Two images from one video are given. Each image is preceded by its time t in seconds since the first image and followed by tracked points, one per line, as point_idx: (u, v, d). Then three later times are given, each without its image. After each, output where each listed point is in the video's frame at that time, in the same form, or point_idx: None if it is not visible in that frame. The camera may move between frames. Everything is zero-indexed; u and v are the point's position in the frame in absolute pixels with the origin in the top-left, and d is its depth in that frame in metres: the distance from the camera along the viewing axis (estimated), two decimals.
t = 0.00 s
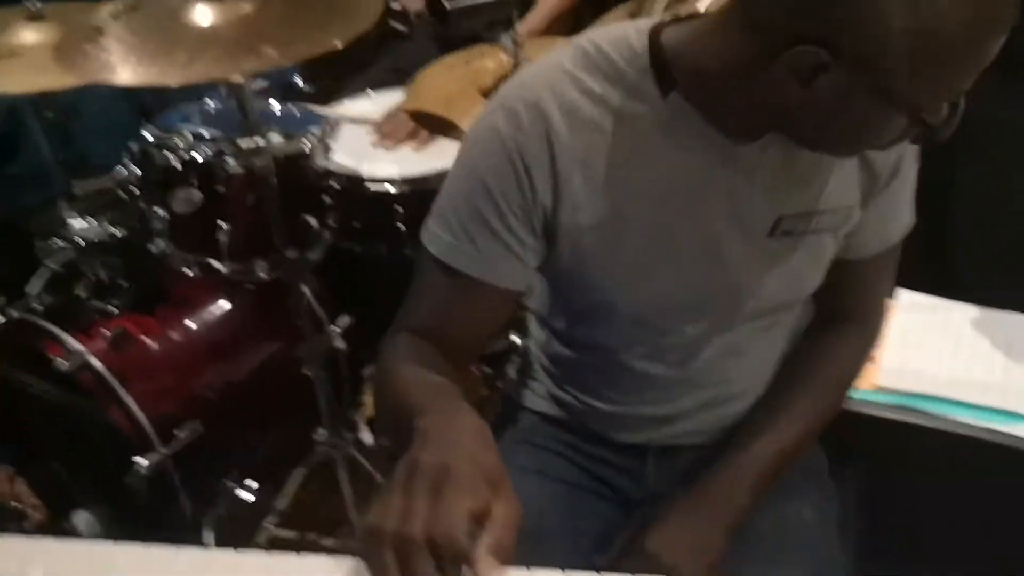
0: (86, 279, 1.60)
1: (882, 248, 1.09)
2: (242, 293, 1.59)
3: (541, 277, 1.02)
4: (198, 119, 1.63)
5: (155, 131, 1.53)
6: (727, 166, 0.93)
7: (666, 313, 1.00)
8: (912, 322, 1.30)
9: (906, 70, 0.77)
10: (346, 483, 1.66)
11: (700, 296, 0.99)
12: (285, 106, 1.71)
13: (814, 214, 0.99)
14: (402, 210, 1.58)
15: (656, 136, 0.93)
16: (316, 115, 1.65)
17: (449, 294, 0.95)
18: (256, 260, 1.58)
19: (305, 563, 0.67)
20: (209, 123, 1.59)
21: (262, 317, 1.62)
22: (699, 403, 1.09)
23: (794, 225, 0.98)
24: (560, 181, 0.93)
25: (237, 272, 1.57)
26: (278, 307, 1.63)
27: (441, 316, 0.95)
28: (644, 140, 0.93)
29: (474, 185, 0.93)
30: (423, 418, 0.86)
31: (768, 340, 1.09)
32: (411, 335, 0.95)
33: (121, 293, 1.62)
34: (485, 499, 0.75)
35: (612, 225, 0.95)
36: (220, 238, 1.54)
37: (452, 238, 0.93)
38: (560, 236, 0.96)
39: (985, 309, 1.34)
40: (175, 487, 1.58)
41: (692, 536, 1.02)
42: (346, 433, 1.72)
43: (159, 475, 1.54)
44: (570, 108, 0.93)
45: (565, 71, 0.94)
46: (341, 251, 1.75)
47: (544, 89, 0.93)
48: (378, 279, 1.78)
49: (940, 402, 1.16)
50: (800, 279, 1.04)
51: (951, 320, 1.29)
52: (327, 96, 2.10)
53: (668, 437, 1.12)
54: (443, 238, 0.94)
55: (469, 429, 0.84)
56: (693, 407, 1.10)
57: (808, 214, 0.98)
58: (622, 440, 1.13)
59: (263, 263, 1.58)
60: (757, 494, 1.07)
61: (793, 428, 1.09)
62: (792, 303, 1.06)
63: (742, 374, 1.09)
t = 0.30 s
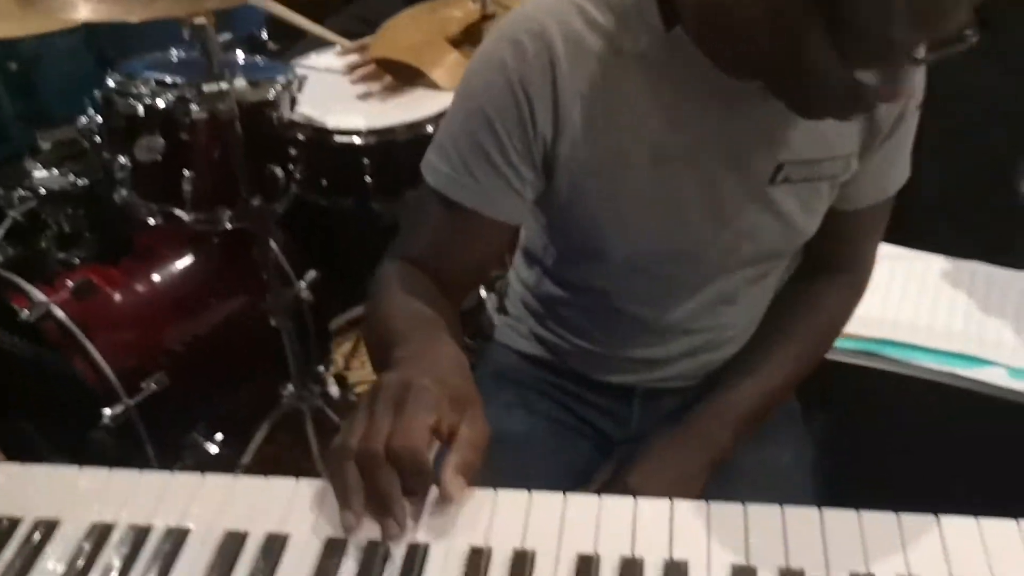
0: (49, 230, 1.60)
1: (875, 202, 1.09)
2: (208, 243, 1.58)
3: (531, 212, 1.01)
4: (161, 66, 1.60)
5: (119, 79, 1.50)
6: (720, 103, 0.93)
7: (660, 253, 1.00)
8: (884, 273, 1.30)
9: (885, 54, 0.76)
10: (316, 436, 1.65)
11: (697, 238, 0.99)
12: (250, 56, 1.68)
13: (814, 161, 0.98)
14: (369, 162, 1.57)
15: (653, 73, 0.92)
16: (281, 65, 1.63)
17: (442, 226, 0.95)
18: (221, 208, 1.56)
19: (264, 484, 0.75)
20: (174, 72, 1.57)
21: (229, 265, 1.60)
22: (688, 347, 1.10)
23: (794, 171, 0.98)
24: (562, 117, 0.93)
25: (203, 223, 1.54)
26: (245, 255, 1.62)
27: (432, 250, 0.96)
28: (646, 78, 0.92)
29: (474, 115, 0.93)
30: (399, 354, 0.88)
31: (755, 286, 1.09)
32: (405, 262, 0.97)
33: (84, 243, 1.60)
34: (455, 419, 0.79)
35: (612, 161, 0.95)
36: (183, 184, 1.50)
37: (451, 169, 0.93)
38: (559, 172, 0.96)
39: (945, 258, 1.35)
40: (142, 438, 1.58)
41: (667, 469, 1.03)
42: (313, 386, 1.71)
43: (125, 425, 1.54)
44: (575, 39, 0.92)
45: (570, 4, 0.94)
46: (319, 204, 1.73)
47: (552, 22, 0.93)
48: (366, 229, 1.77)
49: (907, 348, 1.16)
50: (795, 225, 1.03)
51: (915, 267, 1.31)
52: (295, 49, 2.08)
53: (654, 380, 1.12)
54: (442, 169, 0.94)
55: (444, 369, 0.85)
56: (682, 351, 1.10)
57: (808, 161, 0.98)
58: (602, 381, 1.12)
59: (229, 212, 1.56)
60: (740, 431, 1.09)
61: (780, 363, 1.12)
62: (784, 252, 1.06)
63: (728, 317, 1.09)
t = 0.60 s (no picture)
0: (31, 204, 1.58)
1: (868, 184, 1.06)
2: (191, 218, 1.58)
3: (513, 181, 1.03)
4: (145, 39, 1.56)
5: (100, 50, 1.49)
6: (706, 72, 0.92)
7: (640, 229, 1.00)
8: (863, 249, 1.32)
9: (840, 33, 0.77)
10: (298, 416, 1.62)
11: (678, 214, 0.99)
12: (234, 29, 1.67)
13: (800, 138, 0.97)
14: (354, 136, 1.57)
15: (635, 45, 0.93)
16: (264, 38, 1.62)
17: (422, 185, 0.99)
18: (204, 180, 1.56)
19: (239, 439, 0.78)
20: (156, 42, 1.54)
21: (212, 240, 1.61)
22: (670, 325, 1.10)
23: (779, 148, 0.97)
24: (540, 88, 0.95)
25: (186, 195, 1.55)
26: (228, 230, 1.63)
27: (414, 211, 0.99)
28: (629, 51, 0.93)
29: (459, 82, 0.96)
30: (367, 315, 0.91)
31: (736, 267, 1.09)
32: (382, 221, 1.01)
33: (67, 218, 1.61)
34: (439, 368, 0.83)
35: (591, 133, 0.96)
36: (166, 157, 1.50)
37: (435, 136, 0.97)
38: (541, 142, 0.97)
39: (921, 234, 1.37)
40: (125, 410, 1.58)
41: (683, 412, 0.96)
42: (296, 361, 1.69)
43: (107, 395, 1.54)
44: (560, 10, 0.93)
45: None
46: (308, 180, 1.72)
47: None
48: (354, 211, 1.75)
49: (880, 321, 1.18)
50: (779, 205, 1.02)
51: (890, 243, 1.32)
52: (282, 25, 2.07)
53: (637, 359, 1.12)
54: (425, 135, 0.98)
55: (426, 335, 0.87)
56: (665, 327, 1.10)
57: (794, 138, 0.97)
58: (586, 359, 1.13)
59: (212, 183, 1.56)
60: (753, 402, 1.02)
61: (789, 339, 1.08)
62: (772, 230, 1.05)
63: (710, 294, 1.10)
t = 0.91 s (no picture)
0: (35, 184, 1.60)
1: (859, 157, 0.91)
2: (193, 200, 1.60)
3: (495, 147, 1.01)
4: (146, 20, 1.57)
5: (102, 31, 1.48)
6: (697, 42, 0.89)
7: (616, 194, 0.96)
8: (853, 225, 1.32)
9: None
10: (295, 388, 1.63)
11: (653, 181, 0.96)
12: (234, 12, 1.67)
13: (755, 102, 0.91)
14: (354, 117, 1.60)
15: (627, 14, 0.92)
16: (266, 21, 1.63)
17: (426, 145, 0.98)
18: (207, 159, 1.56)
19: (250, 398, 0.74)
20: (158, 23, 1.54)
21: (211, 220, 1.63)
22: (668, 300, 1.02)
23: (736, 112, 0.92)
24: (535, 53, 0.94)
25: (188, 175, 1.55)
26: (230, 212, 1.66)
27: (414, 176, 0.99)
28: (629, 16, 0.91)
29: (439, 33, 0.96)
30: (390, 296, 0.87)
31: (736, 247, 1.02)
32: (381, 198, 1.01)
33: (71, 197, 1.62)
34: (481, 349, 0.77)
35: (564, 92, 0.95)
36: (169, 139, 1.49)
37: (424, 91, 0.97)
38: (515, 98, 0.97)
39: (912, 213, 1.38)
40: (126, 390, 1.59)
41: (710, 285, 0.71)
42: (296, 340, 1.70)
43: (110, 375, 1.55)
44: None
45: None
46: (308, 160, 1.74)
47: None
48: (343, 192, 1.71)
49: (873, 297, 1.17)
50: (754, 175, 0.96)
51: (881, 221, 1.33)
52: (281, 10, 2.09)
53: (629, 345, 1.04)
54: (416, 92, 0.97)
55: (444, 313, 0.79)
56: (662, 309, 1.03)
57: (748, 101, 0.91)
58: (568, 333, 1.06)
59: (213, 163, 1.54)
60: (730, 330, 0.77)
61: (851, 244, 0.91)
62: (754, 204, 0.99)
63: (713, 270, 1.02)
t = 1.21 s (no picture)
0: (43, 168, 1.63)
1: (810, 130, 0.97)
2: (197, 188, 1.64)
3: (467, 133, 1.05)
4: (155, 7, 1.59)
5: (111, 16, 1.50)
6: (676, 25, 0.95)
7: (577, 175, 1.03)
8: (841, 214, 1.33)
9: None
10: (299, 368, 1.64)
11: (613, 160, 1.03)
12: None
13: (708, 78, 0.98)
14: (358, 106, 1.61)
15: None
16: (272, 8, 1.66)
17: (407, 133, 1.00)
18: (214, 145, 1.56)
19: (261, 369, 0.76)
20: (167, 9, 1.57)
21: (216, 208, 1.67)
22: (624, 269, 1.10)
23: (687, 90, 0.99)
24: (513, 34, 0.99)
25: (195, 160, 1.55)
26: (235, 201, 1.70)
27: (401, 168, 1.01)
28: None
29: (405, 16, 0.99)
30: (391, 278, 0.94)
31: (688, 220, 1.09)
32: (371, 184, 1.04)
33: (78, 181, 1.63)
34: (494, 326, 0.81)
35: (530, 79, 1.00)
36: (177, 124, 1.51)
37: (395, 76, 1.00)
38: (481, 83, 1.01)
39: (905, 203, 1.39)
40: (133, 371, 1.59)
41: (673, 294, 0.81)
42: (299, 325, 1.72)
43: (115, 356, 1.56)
44: None
45: None
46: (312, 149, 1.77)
47: None
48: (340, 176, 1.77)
49: (866, 283, 1.18)
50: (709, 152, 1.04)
51: (875, 210, 1.34)
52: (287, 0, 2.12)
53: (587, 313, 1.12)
54: (393, 79, 1.00)
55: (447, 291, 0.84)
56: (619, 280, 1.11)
57: (702, 79, 0.98)
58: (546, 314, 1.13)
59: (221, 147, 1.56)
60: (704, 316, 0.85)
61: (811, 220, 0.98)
62: (710, 179, 1.06)
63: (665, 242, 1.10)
